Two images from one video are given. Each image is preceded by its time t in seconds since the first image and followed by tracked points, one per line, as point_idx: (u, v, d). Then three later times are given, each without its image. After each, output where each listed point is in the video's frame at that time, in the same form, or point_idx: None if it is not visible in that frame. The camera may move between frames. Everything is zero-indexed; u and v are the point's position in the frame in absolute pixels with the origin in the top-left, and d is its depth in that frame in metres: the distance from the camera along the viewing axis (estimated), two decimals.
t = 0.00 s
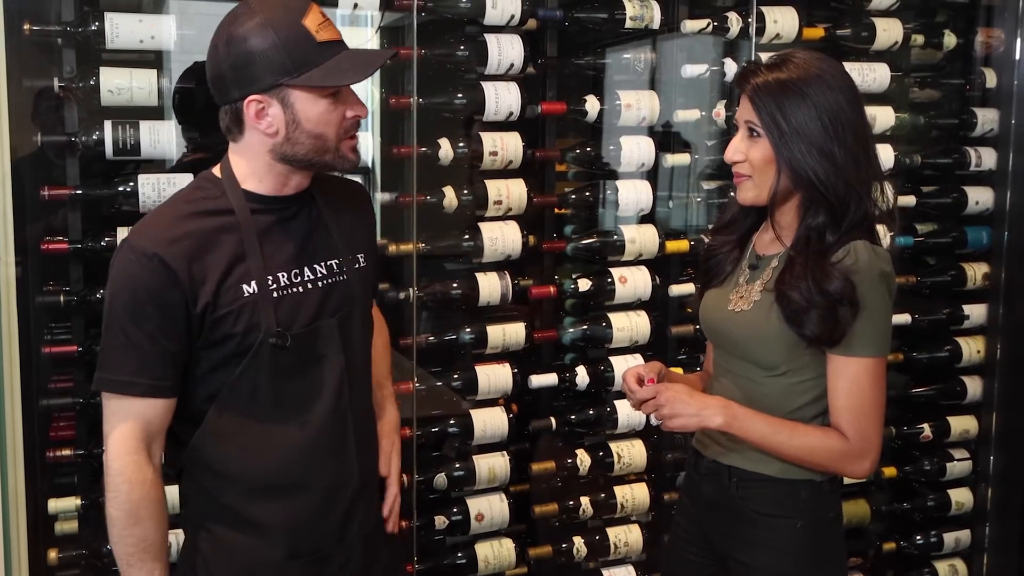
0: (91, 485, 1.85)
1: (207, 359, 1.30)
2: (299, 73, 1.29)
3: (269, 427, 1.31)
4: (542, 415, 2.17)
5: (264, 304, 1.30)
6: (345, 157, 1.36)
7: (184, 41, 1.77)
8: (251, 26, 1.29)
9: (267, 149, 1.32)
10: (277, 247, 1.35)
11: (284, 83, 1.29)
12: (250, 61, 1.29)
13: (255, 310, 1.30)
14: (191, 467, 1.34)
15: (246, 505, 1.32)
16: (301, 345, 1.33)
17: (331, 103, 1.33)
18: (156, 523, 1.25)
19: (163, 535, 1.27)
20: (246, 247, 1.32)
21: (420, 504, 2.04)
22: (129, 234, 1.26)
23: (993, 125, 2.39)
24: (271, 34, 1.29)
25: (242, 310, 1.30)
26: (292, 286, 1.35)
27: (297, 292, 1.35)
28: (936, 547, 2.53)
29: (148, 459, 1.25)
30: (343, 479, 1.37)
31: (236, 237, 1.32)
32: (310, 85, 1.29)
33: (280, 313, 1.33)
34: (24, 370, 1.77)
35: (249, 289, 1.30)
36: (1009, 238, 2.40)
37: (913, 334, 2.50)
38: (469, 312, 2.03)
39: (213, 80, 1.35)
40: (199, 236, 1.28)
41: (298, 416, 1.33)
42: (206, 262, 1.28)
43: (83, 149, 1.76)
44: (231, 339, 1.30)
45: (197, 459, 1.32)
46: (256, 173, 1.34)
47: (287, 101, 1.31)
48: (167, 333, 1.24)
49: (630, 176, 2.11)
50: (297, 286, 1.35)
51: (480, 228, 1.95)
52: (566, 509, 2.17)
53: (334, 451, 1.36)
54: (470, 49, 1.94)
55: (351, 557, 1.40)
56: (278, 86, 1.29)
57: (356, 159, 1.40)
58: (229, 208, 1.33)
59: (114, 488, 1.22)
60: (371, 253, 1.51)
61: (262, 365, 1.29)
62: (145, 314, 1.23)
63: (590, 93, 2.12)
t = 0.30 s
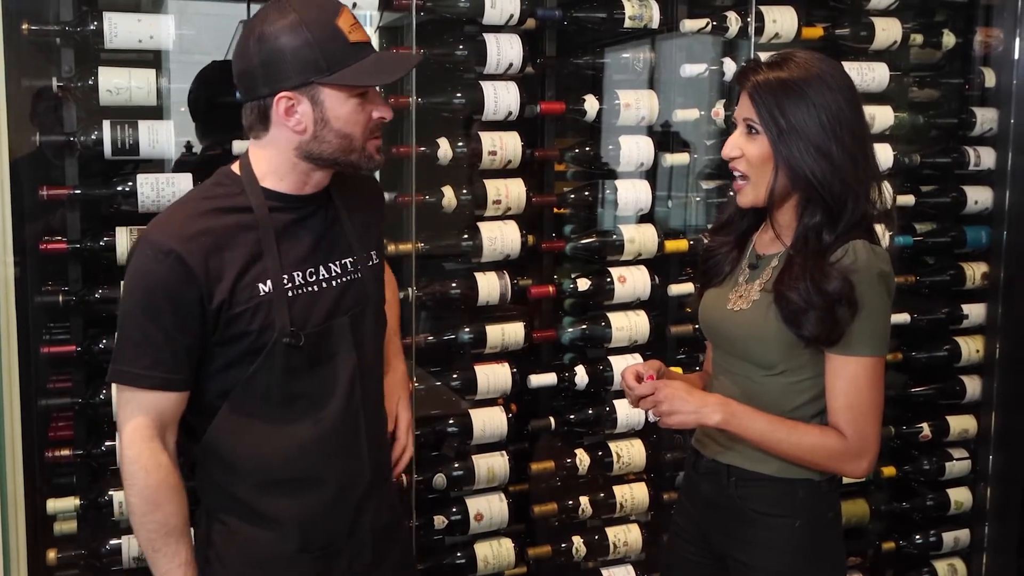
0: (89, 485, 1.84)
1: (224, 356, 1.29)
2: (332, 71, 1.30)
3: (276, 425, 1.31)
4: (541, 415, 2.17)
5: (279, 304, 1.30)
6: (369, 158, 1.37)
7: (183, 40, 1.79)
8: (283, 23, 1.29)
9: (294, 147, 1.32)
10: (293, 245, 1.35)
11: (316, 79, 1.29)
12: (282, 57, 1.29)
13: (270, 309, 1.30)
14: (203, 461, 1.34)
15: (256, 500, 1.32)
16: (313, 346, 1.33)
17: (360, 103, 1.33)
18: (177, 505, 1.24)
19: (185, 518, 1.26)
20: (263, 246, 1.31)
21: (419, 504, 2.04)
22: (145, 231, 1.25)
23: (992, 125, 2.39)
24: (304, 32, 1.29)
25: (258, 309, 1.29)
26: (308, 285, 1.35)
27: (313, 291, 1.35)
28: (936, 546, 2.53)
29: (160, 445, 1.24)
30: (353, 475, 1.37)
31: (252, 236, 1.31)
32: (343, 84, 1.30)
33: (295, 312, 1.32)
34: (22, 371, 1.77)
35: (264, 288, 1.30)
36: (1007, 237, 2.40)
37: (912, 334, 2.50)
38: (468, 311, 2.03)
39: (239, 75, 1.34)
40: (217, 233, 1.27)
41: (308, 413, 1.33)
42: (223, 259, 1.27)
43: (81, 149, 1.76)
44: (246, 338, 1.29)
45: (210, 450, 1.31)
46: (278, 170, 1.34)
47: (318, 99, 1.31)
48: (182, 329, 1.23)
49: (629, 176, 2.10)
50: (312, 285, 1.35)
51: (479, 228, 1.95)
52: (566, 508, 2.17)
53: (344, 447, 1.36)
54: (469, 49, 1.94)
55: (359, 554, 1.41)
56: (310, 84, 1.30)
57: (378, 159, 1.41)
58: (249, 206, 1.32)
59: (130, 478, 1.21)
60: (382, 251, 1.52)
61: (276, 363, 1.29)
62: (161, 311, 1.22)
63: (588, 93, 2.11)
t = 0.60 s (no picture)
0: (88, 484, 1.83)
1: (239, 351, 1.30)
2: (359, 78, 1.30)
3: (286, 420, 1.31)
4: (541, 413, 2.16)
5: (295, 302, 1.30)
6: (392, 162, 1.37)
7: (182, 40, 1.79)
8: (307, 29, 1.29)
9: (318, 151, 1.32)
10: (312, 242, 1.35)
11: (343, 86, 1.29)
12: (307, 62, 1.29)
13: (287, 307, 1.30)
14: (217, 452, 1.35)
15: (269, 491, 1.32)
16: (328, 344, 1.33)
17: (384, 109, 1.33)
18: (178, 498, 1.24)
19: (186, 512, 1.26)
20: (280, 243, 1.31)
21: (419, 502, 2.04)
22: (164, 226, 1.26)
23: (992, 124, 2.39)
24: (331, 38, 1.29)
25: (274, 307, 1.30)
26: (325, 283, 1.35)
27: (330, 288, 1.36)
28: (936, 545, 2.52)
29: (167, 438, 1.24)
30: (364, 470, 1.36)
31: (271, 233, 1.31)
32: (370, 90, 1.30)
33: (311, 310, 1.33)
34: (21, 369, 1.77)
35: (281, 286, 1.30)
36: (1006, 236, 2.40)
37: (910, 333, 2.51)
38: (467, 310, 2.03)
39: (264, 79, 1.34)
40: (236, 231, 1.28)
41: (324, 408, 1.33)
42: (241, 257, 1.27)
43: (80, 149, 1.74)
44: (262, 335, 1.30)
45: (223, 440, 1.33)
46: (297, 171, 1.34)
47: (344, 104, 1.31)
48: (196, 326, 1.24)
49: (629, 174, 2.10)
50: (329, 283, 1.35)
51: (479, 226, 1.95)
52: (565, 507, 2.16)
53: (357, 440, 1.35)
54: (469, 47, 1.94)
55: (368, 549, 1.40)
56: (336, 90, 1.30)
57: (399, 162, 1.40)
58: (266, 203, 1.32)
59: (134, 467, 1.21)
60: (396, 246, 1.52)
61: (289, 362, 1.30)
62: (176, 307, 1.22)
63: (588, 91, 2.11)
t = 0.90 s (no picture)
0: (87, 485, 1.83)
1: (248, 346, 1.30)
2: (372, 83, 1.29)
3: (292, 418, 1.31)
4: (540, 413, 2.17)
5: (305, 300, 1.30)
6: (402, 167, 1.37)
7: (181, 40, 1.79)
8: (322, 32, 1.29)
9: (330, 154, 1.32)
10: (322, 240, 1.35)
11: (356, 91, 1.29)
12: (321, 66, 1.28)
13: (298, 305, 1.30)
14: (226, 449, 1.36)
15: (276, 489, 1.32)
16: (338, 343, 1.33)
17: (396, 114, 1.33)
18: (176, 486, 1.24)
19: (183, 500, 1.26)
20: (291, 243, 1.31)
21: (418, 503, 2.04)
22: (175, 223, 1.26)
23: (991, 123, 2.39)
24: (346, 42, 1.28)
25: (285, 306, 1.29)
26: (335, 282, 1.35)
27: (339, 287, 1.35)
28: (936, 545, 2.52)
29: (164, 428, 1.24)
30: (373, 467, 1.37)
31: (283, 233, 1.31)
32: (383, 96, 1.29)
33: (321, 308, 1.33)
34: (20, 369, 1.77)
35: (292, 284, 1.30)
36: (1006, 235, 2.40)
37: (909, 333, 2.51)
38: (466, 310, 2.03)
39: (276, 81, 1.33)
40: (248, 231, 1.28)
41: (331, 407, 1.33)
42: (250, 258, 1.27)
43: (80, 149, 1.74)
44: (272, 333, 1.30)
45: (231, 437, 1.34)
46: (309, 172, 1.34)
47: (356, 109, 1.30)
48: (199, 326, 1.24)
49: (628, 175, 2.10)
50: (339, 282, 1.35)
51: (478, 227, 1.94)
52: (565, 508, 2.16)
53: (365, 438, 1.35)
54: (468, 47, 1.93)
55: (372, 548, 1.39)
56: (349, 95, 1.29)
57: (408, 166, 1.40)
58: (277, 203, 1.32)
59: (132, 456, 1.21)
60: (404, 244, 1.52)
61: (300, 360, 1.30)
62: (181, 305, 1.22)
63: (587, 91, 2.11)
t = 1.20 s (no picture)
0: (86, 488, 1.83)
1: (244, 349, 1.30)
2: (369, 89, 1.29)
3: (290, 421, 1.31)
4: (539, 415, 2.17)
5: (303, 301, 1.30)
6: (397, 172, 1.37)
7: (180, 42, 1.79)
8: (318, 37, 1.28)
9: (325, 158, 1.32)
10: (319, 243, 1.35)
11: (352, 97, 1.29)
12: (317, 70, 1.28)
13: (295, 307, 1.30)
14: (224, 451, 1.35)
15: (275, 491, 1.32)
16: (335, 344, 1.33)
17: (392, 119, 1.33)
18: (185, 486, 1.23)
19: (193, 501, 1.25)
20: (288, 245, 1.31)
21: (417, 504, 2.04)
22: (172, 227, 1.26)
23: (989, 125, 2.39)
24: (343, 47, 1.28)
25: (282, 308, 1.30)
26: (332, 284, 1.35)
27: (336, 289, 1.36)
28: (934, 546, 2.52)
29: (167, 431, 1.24)
30: (372, 467, 1.37)
31: (279, 235, 1.31)
32: (380, 102, 1.29)
33: (318, 311, 1.33)
34: (18, 372, 1.77)
35: (289, 287, 1.30)
36: (1005, 237, 2.39)
37: (908, 334, 2.51)
38: (464, 312, 2.03)
39: (272, 85, 1.33)
40: (246, 234, 1.28)
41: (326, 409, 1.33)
42: (247, 260, 1.28)
43: (79, 151, 1.74)
44: (269, 336, 1.30)
45: (230, 439, 1.33)
46: (305, 175, 1.34)
47: (353, 114, 1.30)
48: (198, 329, 1.24)
49: (627, 177, 2.11)
50: (336, 284, 1.36)
51: (477, 229, 1.94)
52: (563, 510, 2.16)
53: (363, 440, 1.35)
54: (465, 49, 1.94)
55: (370, 549, 1.39)
56: (346, 100, 1.29)
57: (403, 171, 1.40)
58: (273, 206, 1.32)
59: (138, 461, 1.21)
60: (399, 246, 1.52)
61: (297, 362, 1.30)
62: (178, 309, 1.22)
63: (586, 94, 2.12)
